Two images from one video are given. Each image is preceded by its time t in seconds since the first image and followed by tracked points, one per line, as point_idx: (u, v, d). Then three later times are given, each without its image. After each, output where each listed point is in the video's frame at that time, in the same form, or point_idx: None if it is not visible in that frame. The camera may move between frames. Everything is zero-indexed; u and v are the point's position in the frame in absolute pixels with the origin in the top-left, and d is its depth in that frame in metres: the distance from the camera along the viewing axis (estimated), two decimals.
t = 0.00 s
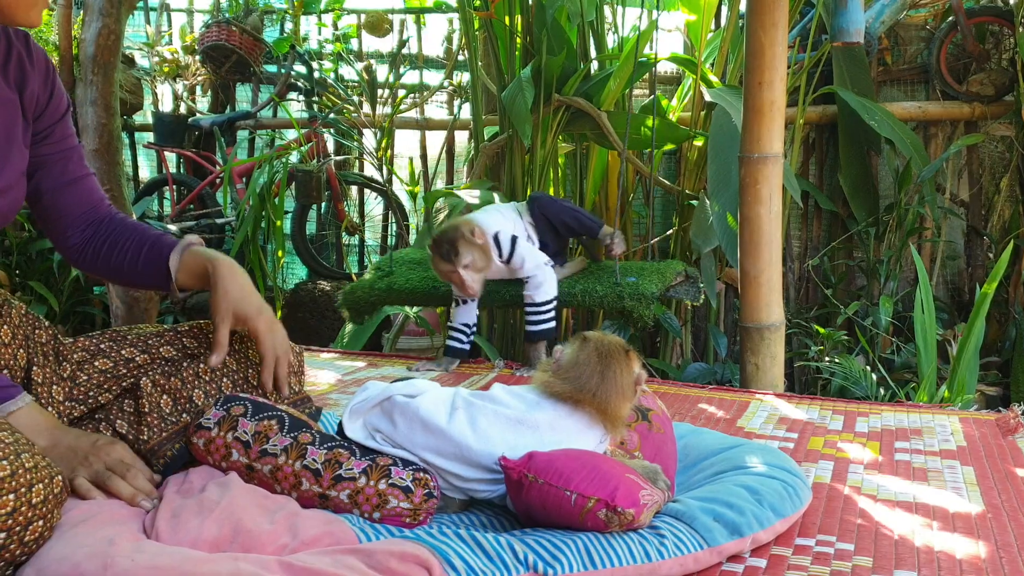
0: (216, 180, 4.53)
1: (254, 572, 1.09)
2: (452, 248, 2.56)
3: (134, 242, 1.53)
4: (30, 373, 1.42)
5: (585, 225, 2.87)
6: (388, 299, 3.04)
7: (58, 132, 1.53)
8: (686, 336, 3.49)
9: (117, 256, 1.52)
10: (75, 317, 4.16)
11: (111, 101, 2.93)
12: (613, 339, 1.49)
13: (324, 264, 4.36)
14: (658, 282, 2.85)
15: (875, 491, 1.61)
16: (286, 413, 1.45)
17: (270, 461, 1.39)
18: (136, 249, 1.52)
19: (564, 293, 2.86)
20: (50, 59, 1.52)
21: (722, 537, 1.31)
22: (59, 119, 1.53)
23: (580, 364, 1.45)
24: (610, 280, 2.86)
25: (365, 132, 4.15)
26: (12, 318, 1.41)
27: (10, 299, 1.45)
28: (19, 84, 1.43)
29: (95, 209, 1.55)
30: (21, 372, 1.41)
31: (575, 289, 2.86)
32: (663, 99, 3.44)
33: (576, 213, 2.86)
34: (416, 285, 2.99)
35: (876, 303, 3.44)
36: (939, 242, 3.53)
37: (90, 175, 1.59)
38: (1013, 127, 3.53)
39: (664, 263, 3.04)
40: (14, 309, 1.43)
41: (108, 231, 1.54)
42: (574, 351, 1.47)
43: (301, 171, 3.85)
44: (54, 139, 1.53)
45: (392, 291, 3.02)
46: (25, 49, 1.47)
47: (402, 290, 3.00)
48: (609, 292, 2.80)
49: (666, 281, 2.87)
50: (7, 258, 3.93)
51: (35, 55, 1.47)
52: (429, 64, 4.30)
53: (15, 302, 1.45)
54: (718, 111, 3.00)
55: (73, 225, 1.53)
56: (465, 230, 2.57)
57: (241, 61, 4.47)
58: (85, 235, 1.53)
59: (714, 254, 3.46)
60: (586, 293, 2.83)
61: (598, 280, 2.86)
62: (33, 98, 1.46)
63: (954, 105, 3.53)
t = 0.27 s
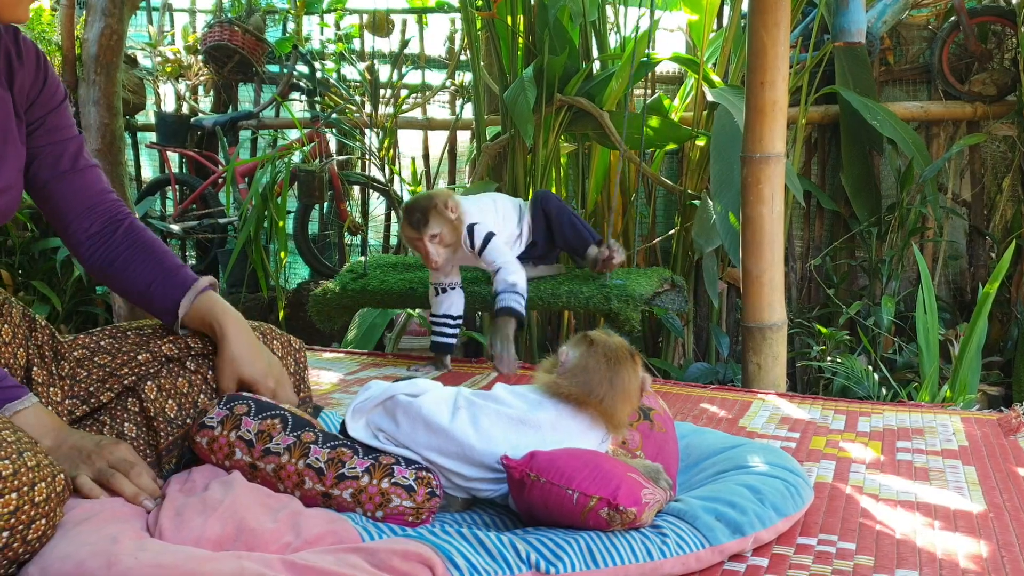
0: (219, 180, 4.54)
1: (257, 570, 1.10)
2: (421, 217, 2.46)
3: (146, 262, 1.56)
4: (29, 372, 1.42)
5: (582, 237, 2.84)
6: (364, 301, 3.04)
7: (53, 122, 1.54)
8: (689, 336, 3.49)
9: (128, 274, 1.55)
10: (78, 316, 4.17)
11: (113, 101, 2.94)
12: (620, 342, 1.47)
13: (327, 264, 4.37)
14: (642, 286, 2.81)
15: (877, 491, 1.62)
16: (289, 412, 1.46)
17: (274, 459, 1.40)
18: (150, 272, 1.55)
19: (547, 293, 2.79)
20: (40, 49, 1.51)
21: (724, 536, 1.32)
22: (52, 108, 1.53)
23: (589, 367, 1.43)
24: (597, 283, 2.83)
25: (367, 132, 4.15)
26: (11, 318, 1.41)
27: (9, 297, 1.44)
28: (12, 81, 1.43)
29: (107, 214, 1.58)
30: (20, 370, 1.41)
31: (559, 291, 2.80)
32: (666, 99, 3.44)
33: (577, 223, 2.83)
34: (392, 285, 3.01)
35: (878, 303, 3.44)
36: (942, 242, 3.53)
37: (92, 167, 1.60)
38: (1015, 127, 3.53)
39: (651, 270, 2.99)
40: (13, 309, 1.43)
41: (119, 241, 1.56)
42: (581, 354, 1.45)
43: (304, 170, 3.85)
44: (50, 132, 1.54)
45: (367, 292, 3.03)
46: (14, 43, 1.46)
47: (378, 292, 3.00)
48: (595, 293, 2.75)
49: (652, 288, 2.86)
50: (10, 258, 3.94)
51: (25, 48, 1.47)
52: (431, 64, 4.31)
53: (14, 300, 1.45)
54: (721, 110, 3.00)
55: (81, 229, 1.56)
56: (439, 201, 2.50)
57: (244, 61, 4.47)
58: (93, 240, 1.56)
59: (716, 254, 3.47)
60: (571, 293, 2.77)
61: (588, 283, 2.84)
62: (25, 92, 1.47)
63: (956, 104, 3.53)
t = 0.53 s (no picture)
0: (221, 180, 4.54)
1: (259, 570, 1.10)
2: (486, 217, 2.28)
3: (156, 273, 1.56)
4: (31, 368, 1.42)
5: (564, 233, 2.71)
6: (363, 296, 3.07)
7: (63, 128, 1.54)
8: (690, 336, 3.49)
9: (137, 285, 1.55)
10: (80, 316, 4.17)
11: (115, 101, 2.94)
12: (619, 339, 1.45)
13: (328, 264, 4.38)
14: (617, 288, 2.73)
15: (878, 491, 1.62)
16: (291, 413, 1.46)
17: (276, 459, 1.40)
18: (159, 284, 1.55)
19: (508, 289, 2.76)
20: (50, 55, 1.52)
21: (725, 536, 1.32)
22: (62, 113, 1.54)
23: (588, 367, 1.42)
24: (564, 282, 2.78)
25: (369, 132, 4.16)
26: (13, 314, 1.41)
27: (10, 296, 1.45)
28: (20, 87, 1.44)
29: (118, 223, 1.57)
30: (21, 366, 1.41)
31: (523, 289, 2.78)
32: (667, 99, 3.44)
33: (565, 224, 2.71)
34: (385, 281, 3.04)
35: (880, 303, 3.44)
36: (943, 242, 3.53)
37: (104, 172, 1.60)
38: (1016, 127, 3.53)
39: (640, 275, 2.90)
40: (14, 305, 1.44)
41: (129, 251, 1.56)
42: (581, 353, 1.44)
43: (306, 171, 3.85)
44: (62, 136, 1.54)
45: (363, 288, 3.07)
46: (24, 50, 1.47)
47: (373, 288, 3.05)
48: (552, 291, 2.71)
49: (624, 289, 2.73)
50: (11, 258, 3.94)
51: (34, 55, 1.48)
52: (433, 64, 4.31)
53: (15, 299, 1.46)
54: (723, 110, 2.99)
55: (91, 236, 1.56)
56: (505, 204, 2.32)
57: (245, 60, 4.47)
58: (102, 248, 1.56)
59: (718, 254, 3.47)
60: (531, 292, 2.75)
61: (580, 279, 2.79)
62: (33, 97, 1.47)
63: (958, 105, 3.53)
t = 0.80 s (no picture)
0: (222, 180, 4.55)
1: (262, 571, 1.10)
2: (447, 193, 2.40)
3: (199, 244, 1.57)
4: (38, 366, 1.43)
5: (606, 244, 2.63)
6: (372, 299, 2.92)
7: (87, 132, 1.53)
8: (691, 336, 3.49)
9: (182, 259, 1.56)
10: (81, 316, 4.17)
11: (116, 101, 2.95)
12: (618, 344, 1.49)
13: (329, 264, 4.39)
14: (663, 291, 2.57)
15: (880, 491, 1.62)
16: (294, 413, 1.47)
17: (278, 459, 1.40)
18: (205, 252, 1.56)
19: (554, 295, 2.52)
20: (69, 62, 1.50)
21: (727, 536, 1.32)
22: (85, 118, 1.52)
23: (590, 369, 1.45)
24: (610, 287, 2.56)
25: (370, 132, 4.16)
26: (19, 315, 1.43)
27: (17, 297, 1.47)
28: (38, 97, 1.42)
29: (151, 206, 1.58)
30: (28, 366, 1.42)
31: (569, 293, 2.53)
32: (668, 99, 3.44)
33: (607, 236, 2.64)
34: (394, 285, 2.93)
35: (881, 303, 3.44)
36: (944, 242, 3.53)
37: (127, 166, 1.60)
38: (1017, 128, 3.53)
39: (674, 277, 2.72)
40: (20, 307, 1.45)
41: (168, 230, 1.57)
42: (582, 358, 1.47)
43: (306, 171, 3.85)
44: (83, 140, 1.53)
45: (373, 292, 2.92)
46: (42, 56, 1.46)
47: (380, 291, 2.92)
48: (607, 297, 2.46)
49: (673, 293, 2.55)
50: (12, 258, 3.94)
51: (52, 60, 1.46)
52: (434, 64, 4.31)
53: (21, 299, 1.48)
54: (724, 111, 3.00)
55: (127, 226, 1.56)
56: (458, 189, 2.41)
57: (246, 60, 4.47)
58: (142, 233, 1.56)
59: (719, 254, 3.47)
60: (581, 299, 2.49)
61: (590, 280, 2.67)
62: (54, 107, 1.45)
63: (958, 105, 3.53)
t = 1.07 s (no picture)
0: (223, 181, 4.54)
1: (265, 572, 1.10)
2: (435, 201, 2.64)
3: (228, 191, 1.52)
4: (44, 367, 1.44)
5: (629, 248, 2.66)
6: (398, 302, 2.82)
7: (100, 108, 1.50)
8: (692, 337, 3.49)
9: (215, 208, 1.52)
10: (81, 316, 4.17)
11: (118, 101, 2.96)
12: (632, 351, 1.49)
13: (329, 264, 4.39)
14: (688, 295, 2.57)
15: (881, 492, 1.62)
16: (296, 413, 1.47)
17: (281, 460, 1.41)
18: (236, 197, 1.52)
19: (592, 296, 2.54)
20: (70, 48, 1.47)
21: (729, 536, 1.32)
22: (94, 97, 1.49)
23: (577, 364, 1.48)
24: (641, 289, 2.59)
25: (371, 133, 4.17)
26: (26, 316, 1.44)
27: (23, 297, 1.48)
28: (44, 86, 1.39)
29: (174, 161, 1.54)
30: (34, 367, 1.43)
31: (602, 295, 2.55)
32: (670, 100, 3.45)
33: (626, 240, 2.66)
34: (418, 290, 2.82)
35: (881, 304, 3.44)
36: (944, 243, 3.54)
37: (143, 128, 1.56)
38: (1018, 129, 3.53)
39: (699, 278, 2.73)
40: (27, 308, 1.46)
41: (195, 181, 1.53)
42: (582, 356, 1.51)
43: (308, 172, 3.86)
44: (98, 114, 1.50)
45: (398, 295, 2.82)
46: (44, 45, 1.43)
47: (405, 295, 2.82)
48: (642, 298, 2.50)
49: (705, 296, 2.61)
50: (14, 259, 3.93)
51: (55, 50, 1.43)
52: (434, 65, 4.32)
53: (27, 299, 1.48)
54: (725, 111, 3.00)
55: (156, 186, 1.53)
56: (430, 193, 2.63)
57: (247, 61, 4.47)
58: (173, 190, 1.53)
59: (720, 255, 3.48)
60: (617, 300, 2.52)
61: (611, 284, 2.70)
62: (65, 93, 1.43)
63: (959, 106, 3.54)
